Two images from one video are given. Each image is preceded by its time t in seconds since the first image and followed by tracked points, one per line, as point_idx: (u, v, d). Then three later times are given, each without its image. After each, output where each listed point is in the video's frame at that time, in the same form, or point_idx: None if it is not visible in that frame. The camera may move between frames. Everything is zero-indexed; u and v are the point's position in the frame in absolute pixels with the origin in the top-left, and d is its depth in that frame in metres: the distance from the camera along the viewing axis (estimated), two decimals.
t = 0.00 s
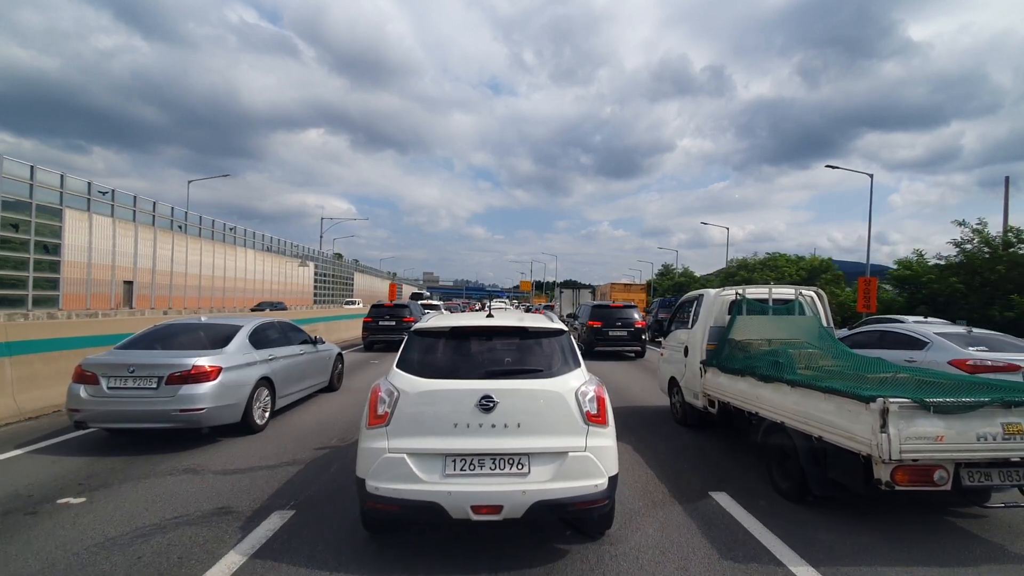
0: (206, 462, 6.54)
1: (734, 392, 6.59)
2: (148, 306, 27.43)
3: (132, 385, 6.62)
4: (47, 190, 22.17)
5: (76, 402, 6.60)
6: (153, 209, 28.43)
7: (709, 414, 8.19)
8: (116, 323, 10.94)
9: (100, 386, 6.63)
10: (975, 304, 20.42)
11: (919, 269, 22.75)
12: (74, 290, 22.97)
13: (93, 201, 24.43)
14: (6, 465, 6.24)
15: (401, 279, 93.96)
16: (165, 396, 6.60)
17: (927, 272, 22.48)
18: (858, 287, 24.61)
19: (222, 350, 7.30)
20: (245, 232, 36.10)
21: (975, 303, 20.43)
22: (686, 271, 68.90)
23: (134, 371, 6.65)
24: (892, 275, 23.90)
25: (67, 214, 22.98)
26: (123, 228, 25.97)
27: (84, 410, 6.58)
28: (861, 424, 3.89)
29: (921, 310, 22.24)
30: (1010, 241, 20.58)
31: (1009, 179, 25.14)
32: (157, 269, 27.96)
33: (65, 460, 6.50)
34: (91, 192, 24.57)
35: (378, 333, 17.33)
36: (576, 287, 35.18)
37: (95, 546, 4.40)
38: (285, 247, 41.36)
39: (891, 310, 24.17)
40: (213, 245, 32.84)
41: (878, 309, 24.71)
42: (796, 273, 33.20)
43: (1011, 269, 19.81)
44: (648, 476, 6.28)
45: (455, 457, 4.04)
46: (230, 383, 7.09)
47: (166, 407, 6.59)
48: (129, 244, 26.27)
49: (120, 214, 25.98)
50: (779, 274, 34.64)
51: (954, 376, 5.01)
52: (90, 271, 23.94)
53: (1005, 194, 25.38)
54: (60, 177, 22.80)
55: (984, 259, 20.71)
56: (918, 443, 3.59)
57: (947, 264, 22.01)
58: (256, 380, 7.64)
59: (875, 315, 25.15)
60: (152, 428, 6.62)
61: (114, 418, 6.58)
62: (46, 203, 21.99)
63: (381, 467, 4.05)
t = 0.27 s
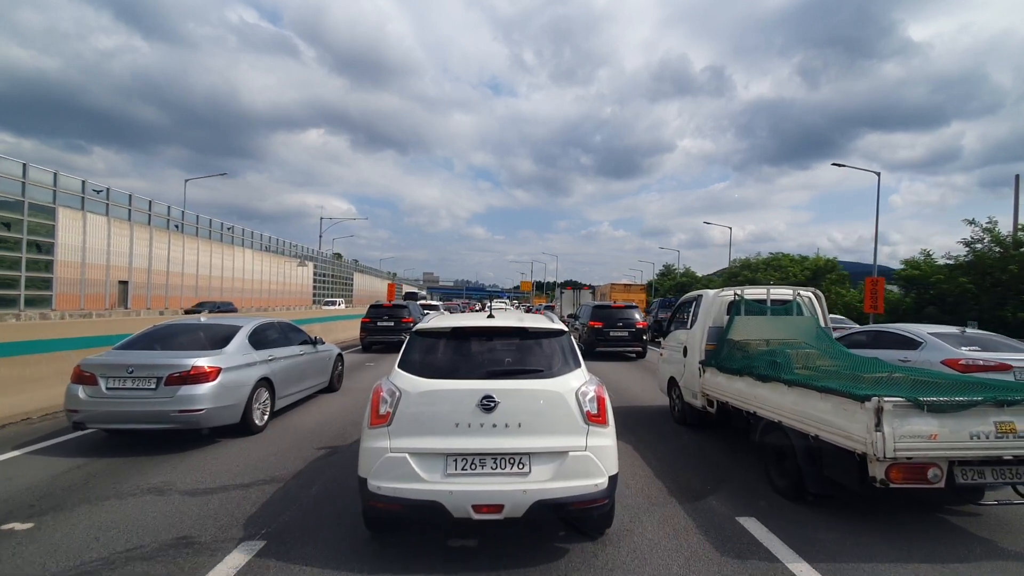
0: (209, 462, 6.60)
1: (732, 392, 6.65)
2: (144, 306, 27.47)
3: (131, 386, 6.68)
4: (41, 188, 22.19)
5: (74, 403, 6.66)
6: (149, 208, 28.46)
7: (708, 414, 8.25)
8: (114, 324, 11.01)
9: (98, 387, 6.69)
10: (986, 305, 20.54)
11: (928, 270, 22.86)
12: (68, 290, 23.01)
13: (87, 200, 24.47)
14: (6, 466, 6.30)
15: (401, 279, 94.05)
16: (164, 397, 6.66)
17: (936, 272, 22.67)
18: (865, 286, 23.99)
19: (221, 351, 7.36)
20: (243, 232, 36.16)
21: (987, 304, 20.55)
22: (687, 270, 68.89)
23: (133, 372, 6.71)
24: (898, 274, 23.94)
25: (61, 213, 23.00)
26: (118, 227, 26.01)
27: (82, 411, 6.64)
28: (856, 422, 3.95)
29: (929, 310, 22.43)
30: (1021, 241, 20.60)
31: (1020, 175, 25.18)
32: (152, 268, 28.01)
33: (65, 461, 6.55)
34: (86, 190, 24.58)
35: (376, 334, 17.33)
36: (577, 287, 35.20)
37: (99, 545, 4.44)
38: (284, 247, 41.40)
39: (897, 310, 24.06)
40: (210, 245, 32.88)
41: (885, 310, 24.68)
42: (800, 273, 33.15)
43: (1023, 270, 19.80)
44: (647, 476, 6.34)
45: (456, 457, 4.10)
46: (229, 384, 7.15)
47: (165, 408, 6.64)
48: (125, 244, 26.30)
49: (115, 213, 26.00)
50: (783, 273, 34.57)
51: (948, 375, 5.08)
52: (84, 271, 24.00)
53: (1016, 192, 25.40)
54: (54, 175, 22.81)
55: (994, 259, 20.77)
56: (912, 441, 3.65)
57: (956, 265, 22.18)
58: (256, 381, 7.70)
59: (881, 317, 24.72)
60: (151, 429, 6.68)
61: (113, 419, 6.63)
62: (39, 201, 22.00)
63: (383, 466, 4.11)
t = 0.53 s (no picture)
0: (210, 462, 6.64)
1: (730, 391, 6.70)
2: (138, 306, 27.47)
3: (129, 386, 6.73)
4: (33, 186, 22.15)
5: (72, 404, 6.71)
6: (144, 207, 28.45)
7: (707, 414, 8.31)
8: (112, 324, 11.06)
9: (96, 388, 6.74)
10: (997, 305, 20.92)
11: (936, 270, 23.39)
12: (59, 290, 23.05)
13: (80, 199, 24.46)
14: (5, 467, 6.34)
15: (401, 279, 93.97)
16: (162, 398, 6.70)
17: (944, 272, 23.10)
18: (871, 285, 23.60)
19: (220, 352, 7.41)
20: (240, 231, 36.19)
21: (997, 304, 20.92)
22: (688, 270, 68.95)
23: (131, 373, 6.76)
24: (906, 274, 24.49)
25: (53, 212, 22.99)
26: (112, 226, 26.00)
27: (80, 412, 6.68)
28: (850, 421, 4.00)
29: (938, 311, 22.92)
30: None
31: None
32: (148, 268, 28.01)
33: (63, 462, 6.60)
34: (78, 189, 24.53)
35: (372, 336, 17.31)
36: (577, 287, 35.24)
37: (100, 545, 4.47)
38: (282, 246, 41.41)
39: (903, 311, 24.50)
40: (206, 244, 32.88)
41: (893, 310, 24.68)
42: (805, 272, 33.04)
43: None
44: (644, 475, 6.39)
45: (456, 456, 4.15)
46: (228, 385, 7.19)
47: (163, 409, 6.68)
48: (118, 243, 26.27)
49: (109, 212, 25.99)
50: (787, 273, 34.53)
51: (941, 375, 5.13)
52: (77, 271, 24.02)
53: None
54: (46, 174, 22.77)
55: (1004, 258, 21.02)
56: (905, 439, 3.70)
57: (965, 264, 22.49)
58: (255, 381, 7.75)
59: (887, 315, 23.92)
60: (149, 430, 6.72)
61: (110, 421, 6.67)
62: (30, 200, 21.96)
63: (384, 466, 4.17)
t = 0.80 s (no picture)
0: (212, 463, 6.70)
1: (728, 391, 6.76)
2: (133, 306, 27.43)
3: (127, 387, 6.78)
4: (25, 185, 22.04)
5: (70, 404, 6.75)
6: (139, 206, 28.40)
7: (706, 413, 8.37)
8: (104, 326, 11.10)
9: (94, 388, 6.79)
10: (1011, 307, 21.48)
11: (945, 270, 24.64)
12: (52, 290, 22.95)
13: (74, 198, 24.38)
14: (4, 468, 6.39)
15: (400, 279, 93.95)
16: (161, 398, 6.75)
17: (953, 272, 23.96)
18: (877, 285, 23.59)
19: (218, 352, 7.46)
20: (238, 231, 36.23)
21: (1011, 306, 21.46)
22: (689, 271, 69.01)
23: (129, 373, 6.80)
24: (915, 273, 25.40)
25: (45, 211, 22.89)
26: (107, 225, 25.96)
27: (78, 413, 6.73)
28: (844, 419, 4.06)
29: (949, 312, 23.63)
30: None
31: None
32: (143, 268, 27.98)
33: (63, 463, 6.64)
34: (72, 187, 24.45)
35: (370, 337, 17.26)
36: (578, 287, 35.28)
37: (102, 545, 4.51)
38: (280, 246, 41.44)
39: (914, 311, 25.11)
40: (202, 244, 32.83)
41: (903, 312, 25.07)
42: (809, 273, 33.08)
43: None
44: (643, 474, 6.44)
45: (456, 456, 4.21)
46: (226, 386, 7.25)
47: (161, 409, 6.73)
48: (113, 242, 26.22)
49: (103, 211, 25.93)
50: (789, 273, 34.56)
51: (935, 374, 5.19)
52: (71, 270, 23.96)
53: None
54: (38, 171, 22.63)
55: (1016, 258, 21.54)
56: (898, 437, 3.76)
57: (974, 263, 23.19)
58: (253, 382, 7.82)
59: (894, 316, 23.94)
60: (148, 430, 6.78)
61: (108, 421, 6.72)
62: (22, 198, 21.86)
63: (384, 465, 4.23)
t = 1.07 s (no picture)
0: (214, 463, 6.75)
1: (726, 390, 6.82)
2: (129, 307, 27.41)
3: (125, 387, 6.82)
4: (17, 182, 21.97)
5: (68, 405, 6.79)
6: (134, 205, 28.40)
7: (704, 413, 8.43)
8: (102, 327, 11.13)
9: (92, 389, 6.82)
10: None
11: (954, 270, 24.67)
12: (46, 290, 22.89)
13: (66, 195, 24.36)
14: (3, 469, 6.43)
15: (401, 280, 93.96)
16: (160, 399, 6.80)
17: (961, 272, 24.45)
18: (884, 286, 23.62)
19: (218, 353, 7.51)
20: (235, 231, 36.34)
21: None
22: (691, 271, 69.05)
23: (127, 374, 6.85)
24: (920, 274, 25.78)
25: (37, 210, 22.84)
26: (101, 224, 26.00)
27: (76, 414, 6.77)
28: (839, 418, 4.12)
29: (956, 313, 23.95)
30: None
31: None
32: (138, 267, 27.98)
33: (62, 463, 6.68)
34: (64, 186, 24.39)
35: (366, 338, 17.19)
36: (578, 287, 35.32)
37: (103, 544, 4.54)
38: (279, 246, 41.52)
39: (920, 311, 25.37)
40: (198, 243, 32.85)
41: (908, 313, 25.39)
42: (812, 273, 33.10)
43: None
44: (641, 473, 6.49)
45: (457, 455, 4.27)
46: (225, 386, 7.30)
47: (160, 410, 6.77)
48: (107, 241, 26.23)
49: (97, 210, 25.91)
50: (794, 274, 34.50)
51: (929, 373, 5.25)
52: (64, 270, 23.91)
53: None
54: (30, 169, 22.52)
55: None
56: (891, 436, 3.82)
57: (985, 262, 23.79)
58: (253, 383, 7.87)
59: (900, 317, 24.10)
60: (146, 431, 6.82)
61: (107, 422, 6.76)
62: (15, 197, 21.82)
63: (386, 464, 4.29)
